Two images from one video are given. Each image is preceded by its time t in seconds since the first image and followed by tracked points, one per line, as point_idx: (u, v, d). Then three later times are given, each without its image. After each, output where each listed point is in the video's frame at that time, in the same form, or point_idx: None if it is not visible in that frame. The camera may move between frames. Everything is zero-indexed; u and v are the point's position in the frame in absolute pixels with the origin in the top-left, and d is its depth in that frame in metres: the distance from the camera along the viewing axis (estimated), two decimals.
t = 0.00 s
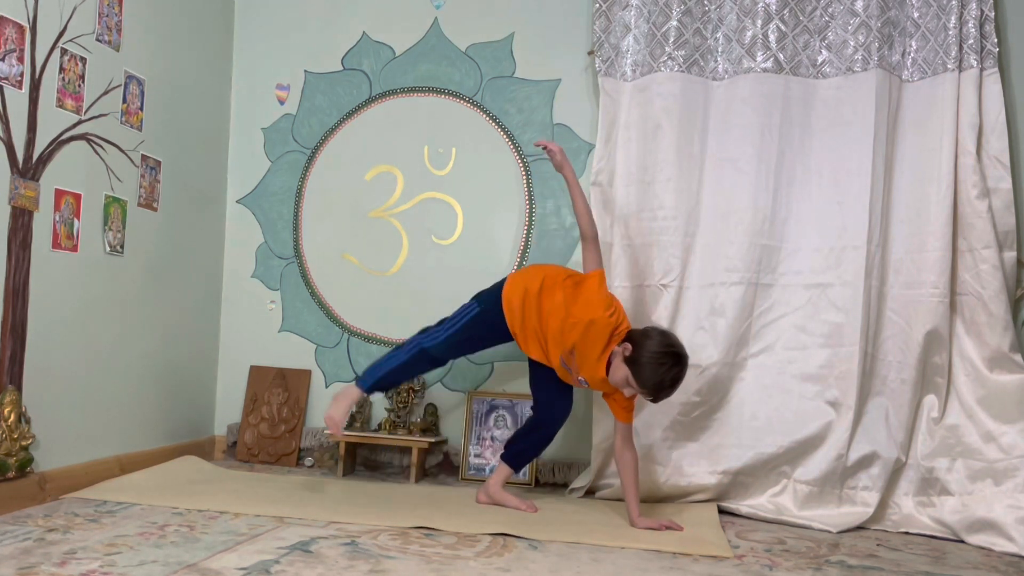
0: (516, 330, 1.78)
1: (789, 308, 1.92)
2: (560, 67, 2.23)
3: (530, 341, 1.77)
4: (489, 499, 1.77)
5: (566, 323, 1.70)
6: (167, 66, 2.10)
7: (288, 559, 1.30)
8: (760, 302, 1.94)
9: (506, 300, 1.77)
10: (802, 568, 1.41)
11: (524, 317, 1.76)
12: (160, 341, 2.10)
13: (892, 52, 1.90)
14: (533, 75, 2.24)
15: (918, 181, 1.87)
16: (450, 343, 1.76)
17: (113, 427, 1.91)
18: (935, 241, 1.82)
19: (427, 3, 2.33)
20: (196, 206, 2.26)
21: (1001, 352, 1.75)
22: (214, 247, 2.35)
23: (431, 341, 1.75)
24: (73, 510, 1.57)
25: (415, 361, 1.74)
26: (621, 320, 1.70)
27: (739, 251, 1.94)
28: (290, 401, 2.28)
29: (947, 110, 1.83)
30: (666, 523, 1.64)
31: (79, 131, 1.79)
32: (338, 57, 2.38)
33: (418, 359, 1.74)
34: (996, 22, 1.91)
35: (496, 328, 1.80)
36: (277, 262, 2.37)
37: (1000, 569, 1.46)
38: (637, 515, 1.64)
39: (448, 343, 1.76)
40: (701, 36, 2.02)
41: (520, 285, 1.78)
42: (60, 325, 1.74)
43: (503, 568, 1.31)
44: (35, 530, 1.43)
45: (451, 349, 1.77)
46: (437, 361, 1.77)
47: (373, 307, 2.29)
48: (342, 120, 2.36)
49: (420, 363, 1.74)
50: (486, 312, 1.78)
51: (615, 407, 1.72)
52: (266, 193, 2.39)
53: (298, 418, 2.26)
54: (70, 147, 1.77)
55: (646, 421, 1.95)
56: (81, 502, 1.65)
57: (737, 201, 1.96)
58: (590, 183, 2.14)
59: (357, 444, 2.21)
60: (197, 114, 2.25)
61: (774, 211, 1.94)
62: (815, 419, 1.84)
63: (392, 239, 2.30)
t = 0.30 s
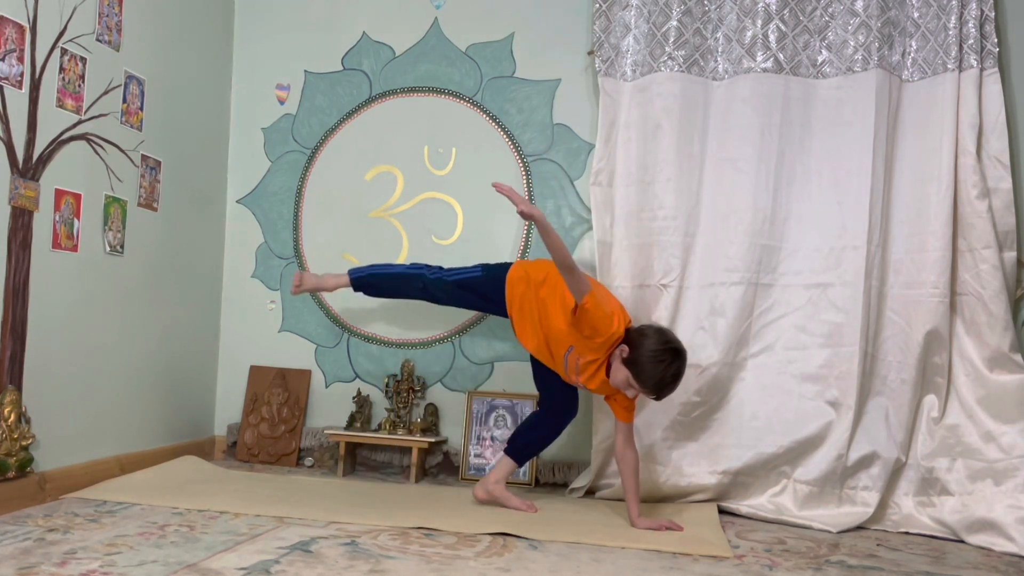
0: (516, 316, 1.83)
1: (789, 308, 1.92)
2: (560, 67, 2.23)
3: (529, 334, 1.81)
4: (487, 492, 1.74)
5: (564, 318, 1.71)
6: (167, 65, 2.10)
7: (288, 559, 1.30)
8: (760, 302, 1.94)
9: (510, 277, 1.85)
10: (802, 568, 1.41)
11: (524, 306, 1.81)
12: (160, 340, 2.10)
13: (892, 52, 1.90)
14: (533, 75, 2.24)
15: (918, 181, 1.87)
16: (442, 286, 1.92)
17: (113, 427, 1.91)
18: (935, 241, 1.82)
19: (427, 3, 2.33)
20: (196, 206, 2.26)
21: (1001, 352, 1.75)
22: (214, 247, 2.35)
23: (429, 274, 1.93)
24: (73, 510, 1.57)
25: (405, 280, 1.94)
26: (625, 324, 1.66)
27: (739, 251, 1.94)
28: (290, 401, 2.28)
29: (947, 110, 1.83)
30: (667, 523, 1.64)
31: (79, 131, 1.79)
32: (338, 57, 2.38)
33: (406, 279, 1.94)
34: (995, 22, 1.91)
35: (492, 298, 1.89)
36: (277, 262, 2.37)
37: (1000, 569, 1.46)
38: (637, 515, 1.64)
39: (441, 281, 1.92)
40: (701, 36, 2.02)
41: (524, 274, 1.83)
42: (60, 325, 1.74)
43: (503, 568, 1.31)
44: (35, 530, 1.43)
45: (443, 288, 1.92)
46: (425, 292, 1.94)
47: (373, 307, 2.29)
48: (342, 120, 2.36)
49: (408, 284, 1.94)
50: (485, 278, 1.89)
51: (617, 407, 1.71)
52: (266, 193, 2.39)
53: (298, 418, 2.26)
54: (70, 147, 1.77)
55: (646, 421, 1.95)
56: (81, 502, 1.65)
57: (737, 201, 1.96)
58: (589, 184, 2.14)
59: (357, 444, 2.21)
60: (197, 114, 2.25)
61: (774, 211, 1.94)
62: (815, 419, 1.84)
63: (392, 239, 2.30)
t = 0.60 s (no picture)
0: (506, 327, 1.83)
1: (789, 308, 1.92)
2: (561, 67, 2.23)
3: (521, 341, 1.81)
4: (486, 501, 1.72)
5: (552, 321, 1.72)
6: (167, 65, 2.10)
7: (288, 559, 1.30)
8: (760, 302, 1.94)
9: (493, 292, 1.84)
10: (802, 568, 1.41)
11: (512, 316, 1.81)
12: (160, 341, 2.10)
13: (892, 52, 1.90)
14: (533, 75, 2.24)
15: (918, 181, 1.87)
16: (433, 317, 1.90)
17: (113, 427, 1.91)
18: (935, 241, 1.82)
19: (427, 3, 2.33)
20: (196, 206, 2.26)
21: (1001, 352, 1.75)
22: (214, 247, 2.35)
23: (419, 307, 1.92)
24: (73, 510, 1.57)
25: (399, 322, 1.93)
26: (616, 320, 1.66)
27: (739, 251, 1.94)
28: (290, 401, 2.28)
29: (947, 111, 1.83)
30: (667, 523, 1.63)
31: (79, 131, 1.79)
32: (338, 57, 2.38)
33: (399, 317, 1.93)
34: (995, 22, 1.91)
35: (482, 316, 1.88)
36: (277, 262, 2.37)
37: (1000, 569, 1.45)
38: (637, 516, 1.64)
39: (432, 312, 1.90)
40: (701, 36, 2.02)
41: (512, 279, 1.82)
42: (61, 325, 1.74)
43: (503, 568, 1.31)
44: (35, 530, 1.43)
45: (437, 319, 1.91)
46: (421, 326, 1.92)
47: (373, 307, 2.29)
48: (342, 120, 2.35)
49: (404, 323, 1.93)
50: (470, 297, 1.87)
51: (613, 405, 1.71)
52: (266, 193, 2.39)
53: (298, 418, 2.26)
54: (70, 147, 1.77)
55: (646, 421, 1.95)
56: (81, 502, 1.65)
57: (737, 201, 1.96)
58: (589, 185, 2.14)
59: (357, 444, 2.21)
60: (197, 114, 2.25)
61: (775, 211, 1.94)
62: (815, 419, 1.84)
63: (392, 239, 2.30)
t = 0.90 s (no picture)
0: (500, 323, 1.83)
1: (789, 307, 1.92)
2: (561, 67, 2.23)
3: (517, 340, 1.80)
4: (485, 498, 1.73)
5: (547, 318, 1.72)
6: (167, 65, 2.10)
7: (288, 559, 1.30)
8: (760, 302, 1.94)
9: (488, 288, 1.84)
10: (802, 568, 1.41)
11: (507, 312, 1.81)
12: (160, 340, 2.10)
13: (892, 52, 1.90)
14: (533, 75, 2.24)
15: (918, 181, 1.87)
16: (429, 310, 1.91)
17: (113, 427, 1.91)
18: (935, 240, 1.82)
19: (427, 3, 2.33)
20: (196, 206, 2.26)
21: (1001, 352, 1.75)
22: (214, 247, 2.35)
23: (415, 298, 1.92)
24: (73, 510, 1.57)
25: (394, 313, 1.94)
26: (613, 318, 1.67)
27: (739, 251, 1.94)
28: (290, 401, 2.28)
29: (947, 111, 1.83)
30: (667, 522, 1.64)
31: (79, 131, 1.79)
32: (338, 57, 2.38)
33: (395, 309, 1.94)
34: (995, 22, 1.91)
35: (479, 311, 1.88)
36: (277, 262, 2.37)
37: (1000, 569, 1.45)
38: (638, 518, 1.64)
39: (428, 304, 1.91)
40: (701, 36, 2.02)
41: (508, 278, 1.82)
42: (60, 325, 1.74)
43: (503, 568, 1.31)
44: (35, 530, 1.43)
45: (432, 311, 1.92)
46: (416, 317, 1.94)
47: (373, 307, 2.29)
48: (342, 120, 2.35)
49: (399, 314, 1.94)
50: (466, 293, 1.87)
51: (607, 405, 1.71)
52: (266, 193, 2.39)
53: (298, 418, 2.26)
54: (70, 147, 1.77)
55: (646, 421, 1.95)
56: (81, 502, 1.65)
57: (736, 201, 1.96)
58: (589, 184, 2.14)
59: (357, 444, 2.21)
60: (197, 114, 2.25)
61: (775, 212, 1.94)
62: (815, 419, 1.84)
63: (392, 239, 2.30)
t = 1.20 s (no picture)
0: (501, 319, 1.83)
1: (789, 307, 1.92)
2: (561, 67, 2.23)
3: (517, 337, 1.80)
4: (485, 495, 1.74)
5: (548, 315, 1.72)
6: (167, 65, 2.10)
7: (288, 559, 1.30)
8: (760, 302, 1.94)
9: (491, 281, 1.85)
10: (802, 568, 1.41)
11: (507, 309, 1.82)
12: (160, 340, 2.10)
13: (892, 52, 1.90)
14: (533, 75, 2.24)
15: (918, 182, 1.87)
16: (431, 290, 1.93)
17: (113, 427, 1.91)
18: (935, 240, 1.82)
19: (427, 3, 2.33)
20: (196, 206, 2.26)
21: (1001, 352, 1.75)
22: (214, 247, 2.35)
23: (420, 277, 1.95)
24: (73, 510, 1.57)
25: (397, 290, 1.97)
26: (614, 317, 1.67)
27: (739, 251, 1.94)
28: (290, 401, 2.28)
29: (947, 111, 1.83)
30: (667, 522, 1.64)
31: (79, 131, 1.79)
32: (338, 57, 2.38)
33: (398, 286, 1.97)
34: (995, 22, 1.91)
35: (478, 300, 1.89)
36: (277, 262, 2.37)
37: (1000, 569, 1.45)
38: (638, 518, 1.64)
39: (429, 286, 1.93)
40: (701, 36, 2.02)
41: (509, 275, 1.82)
42: (60, 325, 1.74)
43: (503, 568, 1.31)
44: (35, 530, 1.43)
45: (432, 293, 1.93)
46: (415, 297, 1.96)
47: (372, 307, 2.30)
48: (342, 120, 2.35)
49: (400, 290, 1.97)
50: (468, 280, 1.88)
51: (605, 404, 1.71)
52: (266, 193, 2.39)
53: (298, 418, 2.26)
54: (70, 147, 1.77)
55: (646, 421, 1.95)
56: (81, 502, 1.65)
57: (736, 201, 1.96)
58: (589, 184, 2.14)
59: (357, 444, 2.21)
60: (197, 113, 2.25)
61: (775, 212, 1.94)
62: (815, 419, 1.84)
63: (392, 239, 2.30)
